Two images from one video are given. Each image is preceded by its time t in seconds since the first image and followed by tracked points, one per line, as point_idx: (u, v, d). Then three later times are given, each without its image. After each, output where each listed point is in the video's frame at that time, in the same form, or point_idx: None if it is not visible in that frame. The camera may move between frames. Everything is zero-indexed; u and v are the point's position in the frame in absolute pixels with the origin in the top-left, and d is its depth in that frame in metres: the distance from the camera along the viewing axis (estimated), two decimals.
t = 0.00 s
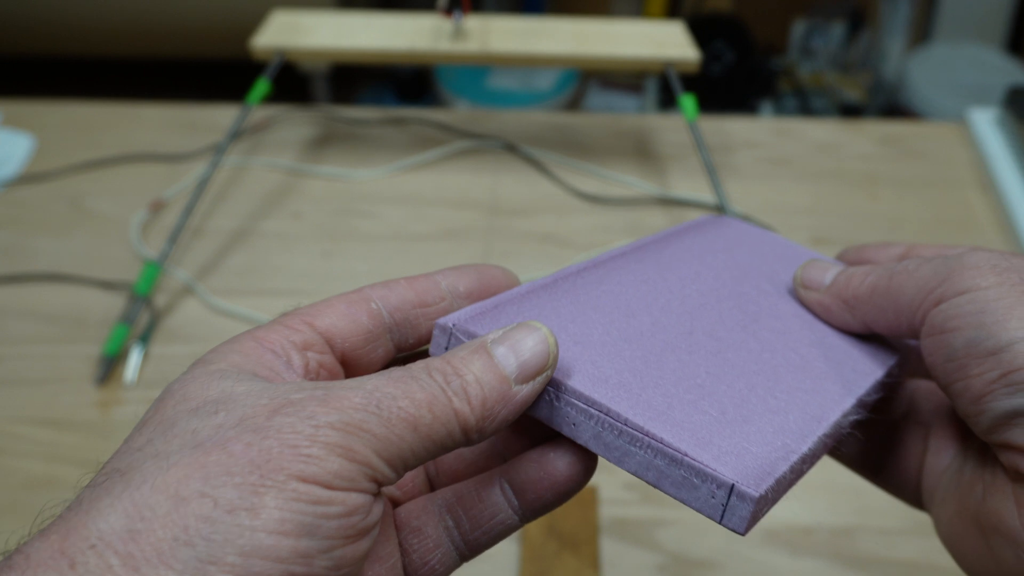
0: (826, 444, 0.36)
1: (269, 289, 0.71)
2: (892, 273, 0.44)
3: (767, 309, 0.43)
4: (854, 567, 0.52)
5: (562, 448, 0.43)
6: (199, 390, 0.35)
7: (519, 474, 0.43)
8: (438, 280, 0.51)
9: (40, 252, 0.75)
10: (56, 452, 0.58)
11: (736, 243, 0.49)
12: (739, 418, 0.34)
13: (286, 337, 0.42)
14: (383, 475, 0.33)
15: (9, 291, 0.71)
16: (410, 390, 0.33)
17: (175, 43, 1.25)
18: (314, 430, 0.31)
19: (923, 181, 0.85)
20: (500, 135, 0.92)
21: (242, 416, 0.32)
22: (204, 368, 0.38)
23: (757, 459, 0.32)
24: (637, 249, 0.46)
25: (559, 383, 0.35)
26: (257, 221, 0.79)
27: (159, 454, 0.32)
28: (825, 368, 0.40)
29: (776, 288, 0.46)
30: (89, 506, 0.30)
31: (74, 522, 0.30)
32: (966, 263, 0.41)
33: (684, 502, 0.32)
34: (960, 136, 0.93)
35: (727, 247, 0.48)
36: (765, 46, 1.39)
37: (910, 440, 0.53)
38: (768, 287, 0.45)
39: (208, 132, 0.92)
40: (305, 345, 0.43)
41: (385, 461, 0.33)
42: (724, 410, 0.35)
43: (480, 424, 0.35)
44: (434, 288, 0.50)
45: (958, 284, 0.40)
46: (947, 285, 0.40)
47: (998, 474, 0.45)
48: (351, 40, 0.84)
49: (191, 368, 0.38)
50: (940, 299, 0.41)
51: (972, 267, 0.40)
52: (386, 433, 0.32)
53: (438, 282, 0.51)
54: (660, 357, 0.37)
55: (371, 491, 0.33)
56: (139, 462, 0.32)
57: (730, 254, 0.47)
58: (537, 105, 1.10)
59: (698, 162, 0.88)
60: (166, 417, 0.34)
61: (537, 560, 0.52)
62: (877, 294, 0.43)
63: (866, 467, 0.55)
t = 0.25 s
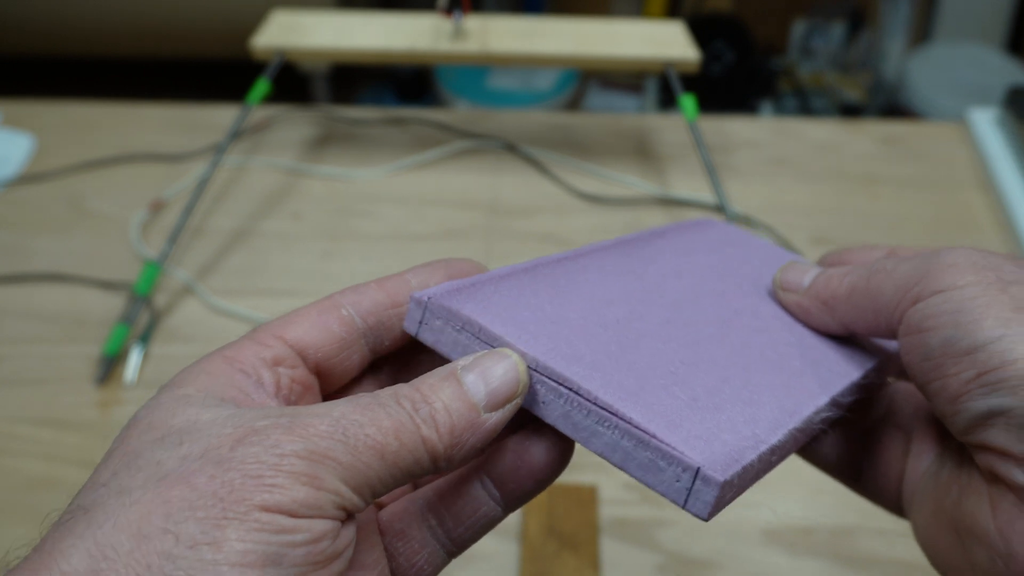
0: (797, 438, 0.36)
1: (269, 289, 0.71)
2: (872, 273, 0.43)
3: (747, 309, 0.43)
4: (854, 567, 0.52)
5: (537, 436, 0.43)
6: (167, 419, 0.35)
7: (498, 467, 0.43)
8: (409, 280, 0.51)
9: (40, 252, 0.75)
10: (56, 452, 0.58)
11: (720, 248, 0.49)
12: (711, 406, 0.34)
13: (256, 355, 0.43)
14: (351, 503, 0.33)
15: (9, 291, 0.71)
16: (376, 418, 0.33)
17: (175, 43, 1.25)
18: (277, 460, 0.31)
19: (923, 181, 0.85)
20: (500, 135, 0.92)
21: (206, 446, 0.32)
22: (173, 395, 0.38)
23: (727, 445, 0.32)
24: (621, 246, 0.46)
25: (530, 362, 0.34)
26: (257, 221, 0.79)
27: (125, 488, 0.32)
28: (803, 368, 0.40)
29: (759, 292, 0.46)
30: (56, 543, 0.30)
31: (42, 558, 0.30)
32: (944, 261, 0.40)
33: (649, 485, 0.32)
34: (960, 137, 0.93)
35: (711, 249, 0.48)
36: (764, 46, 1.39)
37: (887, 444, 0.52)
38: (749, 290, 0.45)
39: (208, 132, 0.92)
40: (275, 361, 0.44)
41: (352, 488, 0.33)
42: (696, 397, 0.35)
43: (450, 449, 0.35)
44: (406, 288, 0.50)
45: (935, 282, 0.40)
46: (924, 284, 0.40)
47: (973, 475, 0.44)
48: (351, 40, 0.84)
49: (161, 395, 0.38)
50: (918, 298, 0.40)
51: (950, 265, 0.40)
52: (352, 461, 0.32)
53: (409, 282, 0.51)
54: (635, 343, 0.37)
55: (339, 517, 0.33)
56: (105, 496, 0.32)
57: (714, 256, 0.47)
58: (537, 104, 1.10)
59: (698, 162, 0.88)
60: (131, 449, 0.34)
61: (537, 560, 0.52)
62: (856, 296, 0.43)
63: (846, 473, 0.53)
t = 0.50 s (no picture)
0: (783, 442, 0.36)
1: (269, 289, 0.71)
2: (878, 278, 0.43)
3: (740, 311, 0.43)
4: (854, 567, 0.52)
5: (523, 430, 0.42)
6: (151, 425, 0.35)
7: (489, 464, 0.42)
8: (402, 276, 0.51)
9: (40, 252, 0.75)
10: (56, 452, 0.58)
11: (716, 244, 0.49)
12: (702, 408, 0.34)
13: (246, 359, 0.44)
14: (338, 501, 0.33)
15: (9, 291, 0.71)
16: (357, 415, 0.34)
17: (176, 43, 1.24)
18: (263, 457, 0.31)
19: (923, 181, 0.85)
20: (500, 135, 0.91)
21: (192, 449, 0.32)
22: (159, 401, 0.38)
23: (715, 448, 0.32)
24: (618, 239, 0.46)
25: (522, 356, 0.34)
26: (257, 221, 0.79)
27: (111, 493, 0.32)
28: (793, 371, 0.40)
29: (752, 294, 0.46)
30: (44, 551, 0.30)
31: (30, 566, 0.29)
32: (955, 271, 0.40)
33: (634, 482, 0.32)
34: (960, 137, 0.93)
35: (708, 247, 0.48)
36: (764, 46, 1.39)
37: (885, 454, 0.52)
38: (740, 290, 0.46)
39: (208, 132, 0.92)
40: (263, 365, 0.44)
41: (338, 485, 0.33)
42: (686, 398, 0.35)
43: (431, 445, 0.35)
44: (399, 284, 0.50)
45: (946, 291, 0.40)
46: (934, 293, 0.40)
47: (977, 488, 0.43)
48: (351, 40, 0.84)
49: (145, 401, 0.38)
50: (927, 306, 0.40)
51: (962, 275, 0.40)
52: (337, 456, 0.32)
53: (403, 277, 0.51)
54: (628, 343, 0.37)
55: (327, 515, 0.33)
56: (92, 502, 0.32)
57: (709, 254, 0.47)
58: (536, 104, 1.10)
59: (698, 162, 0.88)
60: (115, 454, 0.34)
61: (538, 560, 0.52)
62: (863, 301, 0.43)
63: (847, 480, 0.52)
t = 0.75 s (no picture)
0: (760, 434, 0.36)
1: (268, 289, 0.71)
2: (891, 280, 0.43)
3: (729, 297, 0.43)
4: (854, 567, 0.52)
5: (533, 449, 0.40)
6: (153, 423, 0.36)
7: (497, 479, 0.41)
8: (387, 265, 0.50)
9: (40, 252, 0.75)
10: (56, 452, 0.58)
11: (711, 233, 0.49)
12: (672, 402, 0.35)
13: (241, 362, 0.44)
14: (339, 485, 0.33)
15: (8, 291, 0.71)
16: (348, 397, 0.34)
17: (176, 43, 1.25)
18: (261, 437, 0.31)
19: (923, 181, 0.85)
20: (500, 135, 0.91)
21: (190, 442, 0.32)
22: (160, 405, 0.38)
23: (680, 442, 0.33)
24: (605, 231, 0.47)
25: (495, 354, 0.36)
26: (257, 221, 0.79)
27: (115, 490, 0.32)
28: (776, 358, 0.40)
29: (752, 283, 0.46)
30: (54, 550, 0.30)
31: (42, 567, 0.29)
32: (972, 276, 0.40)
33: (606, 477, 0.33)
34: (960, 137, 0.93)
35: (701, 236, 0.48)
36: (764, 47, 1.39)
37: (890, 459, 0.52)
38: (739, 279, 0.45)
39: (208, 132, 0.92)
40: (261, 367, 0.44)
41: (338, 466, 0.33)
42: (657, 392, 0.35)
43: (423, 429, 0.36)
44: (383, 275, 0.50)
45: (964, 298, 0.39)
46: (951, 297, 0.40)
47: (994, 498, 0.43)
48: (351, 40, 0.84)
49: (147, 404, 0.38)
50: (944, 313, 0.40)
51: (980, 281, 0.40)
52: (334, 436, 0.32)
53: (387, 266, 0.50)
54: (603, 339, 0.38)
55: (329, 500, 0.33)
56: (97, 501, 0.32)
57: (700, 242, 0.47)
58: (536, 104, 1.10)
59: (698, 162, 0.88)
60: (114, 454, 0.34)
61: (538, 560, 0.52)
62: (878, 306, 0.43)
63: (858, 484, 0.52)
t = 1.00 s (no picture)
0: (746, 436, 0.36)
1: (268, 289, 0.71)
2: (909, 277, 0.42)
3: (734, 289, 0.43)
4: (854, 567, 0.52)
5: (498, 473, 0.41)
6: (144, 427, 0.36)
7: (457, 501, 0.42)
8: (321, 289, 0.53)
9: (40, 252, 0.75)
10: (56, 453, 0.58)
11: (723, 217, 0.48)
12: (659, 405, 0.35)
13: (203, 364, 0.44)
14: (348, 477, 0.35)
15: (8, 291, 0.71)
16: (354, 393, 0.35)
17: (176, 42, 1.24)
18: (277, 441, 0.32)
19: (923, 181, 0.85)
20: (500, 135, 0.91)
21: (201, 443, 0.33)
22: (135, 407, 0.38)
23: (662, 448, 0.33)
24: (612, 215, 0.46)
25: (488, 348, 0.36)
26: (257, 221, 0.79)
27: (126, 492, 0.32)
28: (775, 355, 0.40)
29: (764, 273, 0.45)
30: (67, 552, 0.30)
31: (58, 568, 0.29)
32: (995, 272, 0.39)
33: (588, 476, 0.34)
34: (960, 137, 0.93)
35: (713, 221, 0.47)
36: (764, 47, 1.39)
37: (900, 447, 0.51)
38: (750, 268, 0.45)
39: (208, 132, 0.92)
40: (222, 368, 0.45)
41: (350, 461, 0.34)
42: (645, 393, 0.36)
43: (421, 418, 0.37)
44: (316, 298, 0.52)
45: (985, 295, 0.38)
46: (971, 297, 0.39)
47: (1011, 495, 0.42)
48: (351, 39, 0.84)
49: (122, 405, 0.39)
50: (964, 311, 0.39)
51: (1004, 277, 0.39)
52: (346, 433, 0.34)
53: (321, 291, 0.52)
54: (597, 336, 0.38)
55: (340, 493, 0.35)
56: (109, 502, 0.32)
57: (709, 228, 0.47)
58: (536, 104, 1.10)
59: (698, 162, 0.88)
60: (119, 457, 0.34)
61: (537, 561, 0.52)
62: (895, 303, 0.42)
63: (871, 473, 0.52)
